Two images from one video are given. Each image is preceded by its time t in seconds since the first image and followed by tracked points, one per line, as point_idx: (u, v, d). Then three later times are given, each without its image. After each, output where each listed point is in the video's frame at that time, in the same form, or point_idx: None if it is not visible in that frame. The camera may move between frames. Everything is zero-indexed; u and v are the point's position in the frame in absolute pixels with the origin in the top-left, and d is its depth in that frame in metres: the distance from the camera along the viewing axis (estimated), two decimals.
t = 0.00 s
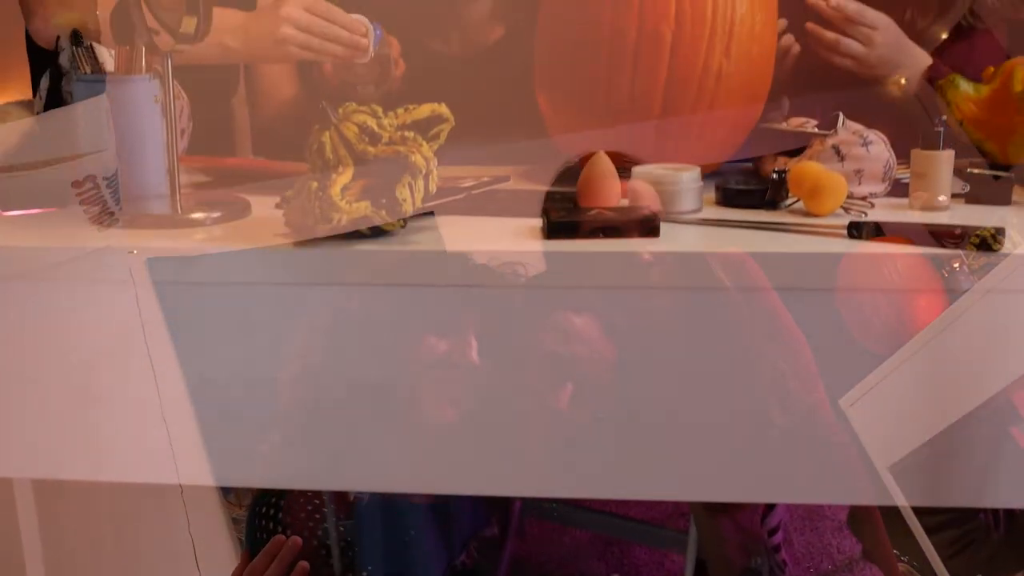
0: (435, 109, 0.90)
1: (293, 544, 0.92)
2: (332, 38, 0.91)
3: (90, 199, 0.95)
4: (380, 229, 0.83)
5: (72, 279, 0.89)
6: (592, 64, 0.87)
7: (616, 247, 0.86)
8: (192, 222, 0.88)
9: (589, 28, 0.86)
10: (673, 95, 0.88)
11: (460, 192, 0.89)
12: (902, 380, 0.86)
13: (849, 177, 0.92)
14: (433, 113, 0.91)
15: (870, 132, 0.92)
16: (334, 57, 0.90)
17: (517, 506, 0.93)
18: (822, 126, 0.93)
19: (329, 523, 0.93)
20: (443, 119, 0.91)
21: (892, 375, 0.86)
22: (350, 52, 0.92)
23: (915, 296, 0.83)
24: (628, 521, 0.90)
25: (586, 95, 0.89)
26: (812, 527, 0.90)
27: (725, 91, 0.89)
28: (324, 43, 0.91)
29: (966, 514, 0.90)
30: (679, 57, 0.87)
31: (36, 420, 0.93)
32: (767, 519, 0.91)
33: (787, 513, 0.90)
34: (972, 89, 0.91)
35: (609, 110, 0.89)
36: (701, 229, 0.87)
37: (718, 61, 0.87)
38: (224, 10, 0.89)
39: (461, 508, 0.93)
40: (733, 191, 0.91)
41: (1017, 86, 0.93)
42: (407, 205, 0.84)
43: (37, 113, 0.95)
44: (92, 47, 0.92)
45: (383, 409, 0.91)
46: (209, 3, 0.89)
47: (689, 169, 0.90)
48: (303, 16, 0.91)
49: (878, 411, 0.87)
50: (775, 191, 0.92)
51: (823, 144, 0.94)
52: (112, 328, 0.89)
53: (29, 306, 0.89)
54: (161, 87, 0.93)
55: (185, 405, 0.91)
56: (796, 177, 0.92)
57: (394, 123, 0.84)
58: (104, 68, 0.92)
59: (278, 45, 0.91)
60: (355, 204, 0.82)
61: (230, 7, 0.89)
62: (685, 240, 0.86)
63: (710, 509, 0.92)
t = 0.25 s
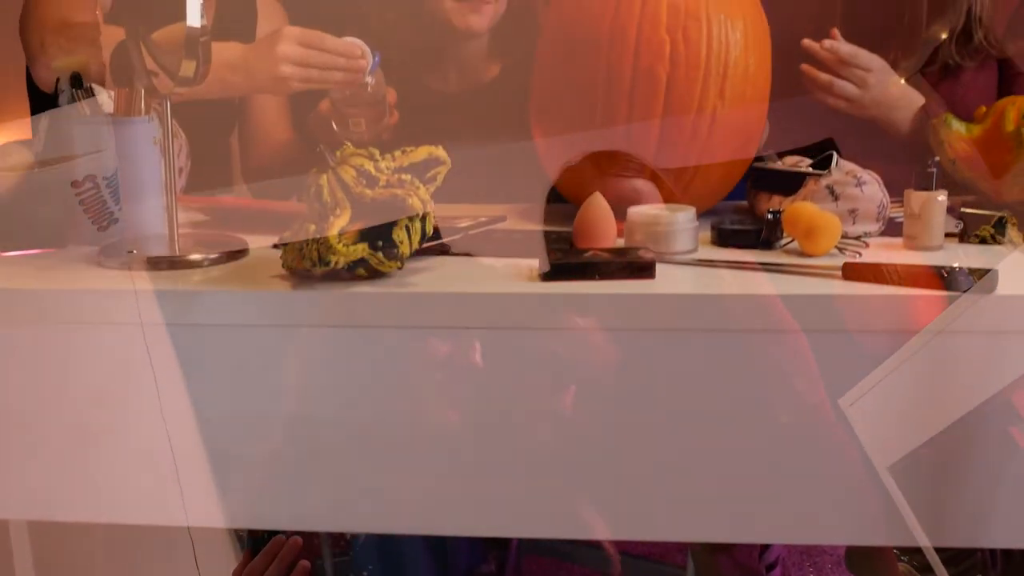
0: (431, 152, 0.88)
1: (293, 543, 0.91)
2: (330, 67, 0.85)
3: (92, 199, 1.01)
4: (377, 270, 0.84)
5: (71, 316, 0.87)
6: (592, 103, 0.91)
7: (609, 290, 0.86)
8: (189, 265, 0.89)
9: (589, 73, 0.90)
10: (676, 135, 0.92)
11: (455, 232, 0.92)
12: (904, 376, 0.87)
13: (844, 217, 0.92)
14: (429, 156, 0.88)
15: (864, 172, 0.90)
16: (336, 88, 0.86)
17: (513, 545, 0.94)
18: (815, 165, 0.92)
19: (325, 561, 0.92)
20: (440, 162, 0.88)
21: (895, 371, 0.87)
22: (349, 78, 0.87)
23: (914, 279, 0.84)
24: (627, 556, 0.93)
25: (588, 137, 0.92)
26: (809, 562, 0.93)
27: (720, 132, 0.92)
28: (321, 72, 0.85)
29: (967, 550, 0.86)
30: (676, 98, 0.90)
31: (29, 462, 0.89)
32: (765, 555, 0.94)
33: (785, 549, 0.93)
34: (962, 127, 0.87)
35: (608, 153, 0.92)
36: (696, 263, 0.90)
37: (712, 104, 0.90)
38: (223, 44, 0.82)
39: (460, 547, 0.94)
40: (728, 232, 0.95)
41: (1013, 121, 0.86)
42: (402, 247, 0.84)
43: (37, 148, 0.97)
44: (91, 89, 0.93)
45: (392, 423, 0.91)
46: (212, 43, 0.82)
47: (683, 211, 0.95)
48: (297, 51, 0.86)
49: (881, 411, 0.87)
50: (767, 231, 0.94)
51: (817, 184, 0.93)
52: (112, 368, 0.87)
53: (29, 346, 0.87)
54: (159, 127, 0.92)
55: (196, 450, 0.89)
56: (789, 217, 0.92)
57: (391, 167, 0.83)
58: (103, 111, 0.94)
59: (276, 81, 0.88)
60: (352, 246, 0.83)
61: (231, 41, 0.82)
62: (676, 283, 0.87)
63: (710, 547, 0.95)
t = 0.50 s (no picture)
0: (424, 190, 0.85)
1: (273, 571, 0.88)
2: (318, 111, 0.92)
3: (90, 198, 0.98)
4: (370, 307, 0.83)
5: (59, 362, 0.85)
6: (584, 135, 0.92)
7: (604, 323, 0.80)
8: (180, 301, 0.88)
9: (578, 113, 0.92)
10: (667, 169, 0.93)
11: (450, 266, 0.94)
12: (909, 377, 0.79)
13: (834, 249, 0.92)
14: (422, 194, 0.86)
15: (852, 206, 0.93)
16: (325, 128, 0.92)
17: None
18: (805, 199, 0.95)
19: None
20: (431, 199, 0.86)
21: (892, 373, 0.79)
22: (340, 121, 0.94)
23: (908, 308, 0.80)
24: None
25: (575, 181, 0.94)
26: None
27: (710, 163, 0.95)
28: (312, 115, 0.92)
29: None
30: (665, 130, 0.91)
31: (21, 498, 0.87)
32: None
33: None
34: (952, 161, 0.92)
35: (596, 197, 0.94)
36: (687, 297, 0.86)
37: (702, 138, 0.93)
38: (217, 86, 0.85)
39: None
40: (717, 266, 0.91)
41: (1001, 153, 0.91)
42: (394, 284, 0.84)
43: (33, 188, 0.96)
44: (84, 124, 0.93)
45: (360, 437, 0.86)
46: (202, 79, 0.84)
47: (674, 246, 0.90)
48: (292, 92, 0.91)
49: (880, 413, 0.80)
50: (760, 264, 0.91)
51: (806, 217, 0.94)
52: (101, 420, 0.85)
53: (21, 380, 0.84)
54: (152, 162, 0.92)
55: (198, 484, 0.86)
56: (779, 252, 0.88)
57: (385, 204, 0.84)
58: (96, 146, 0.93)
59: (268, 123, 0.91)
60: (343, 283, 0.81)
61: (223, 84, 0.86)
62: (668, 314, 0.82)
63: None
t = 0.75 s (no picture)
0: (422, 232, 0.89)
1: None
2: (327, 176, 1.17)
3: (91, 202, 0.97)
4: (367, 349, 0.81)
5: (68, 400, 0.80)
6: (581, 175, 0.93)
7: (599, 365, 0.80)
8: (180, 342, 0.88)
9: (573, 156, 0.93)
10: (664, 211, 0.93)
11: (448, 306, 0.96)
12: (909, 412, 0.75)
13: (831, 291, 0.90)
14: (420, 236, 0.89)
15: (848, 248, 0.94)
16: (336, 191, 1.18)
17: None
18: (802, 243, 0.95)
19: None
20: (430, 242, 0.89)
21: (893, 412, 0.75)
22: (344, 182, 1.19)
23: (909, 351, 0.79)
24: None
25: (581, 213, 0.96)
26: None
27: (707, 207, 0.95)
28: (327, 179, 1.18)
29: None
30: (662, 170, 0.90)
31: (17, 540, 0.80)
32: None
33: None
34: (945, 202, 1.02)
35: (599, 231, 0.95)
36: (681, 338, 0.85)
37: (699, 180, 0.93)
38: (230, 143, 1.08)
39: None
40: (713, 308, 0.91)
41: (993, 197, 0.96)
42: (393, 326, 0.83)
43: (32, 231, 0.97)
44: (88, 168, 0.97)
45: (337, 485, 0.80)
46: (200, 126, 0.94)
47: (672, 287, 0.91)
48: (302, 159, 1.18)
49: (885, 415, 0.75)
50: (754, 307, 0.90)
51: (801, 259, 0.93)
52: (99, 457, 0.79)
53: (20, 421, 0.79)
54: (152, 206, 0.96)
55: (204, 516, 0.79)
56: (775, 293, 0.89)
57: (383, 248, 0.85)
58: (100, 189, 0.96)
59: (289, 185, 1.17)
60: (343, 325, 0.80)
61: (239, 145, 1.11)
62: (663, 356, 0.81)
63: None
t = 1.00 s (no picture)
0: (420, 268, 0.88)
1: None
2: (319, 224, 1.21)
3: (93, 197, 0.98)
4: (365, 384, 0.82)
5: (68, 434, 0.81)
6: (577, 209, 0.93)
7: (598, 402, 0.79)
8: (179, 376, 0.88)
9: (572, 186, 0.94)
10: (661, 243, 0.93)
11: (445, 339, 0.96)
12: (908, 447, 0.75)
13: (826, 324, 0.90)
14: (417, 273, 0.88)
15: (844, 282, 0.94)
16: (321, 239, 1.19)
17: None
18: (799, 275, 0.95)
19: None
20: (428, 277, 0.88)
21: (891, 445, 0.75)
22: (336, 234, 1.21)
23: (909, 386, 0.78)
24: None
25: (575, 247, 0.96)
26: None
27: (703, 241, 0.95)
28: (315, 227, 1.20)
29: None
30: (657, 206, 0.91)
31: None
32: None
33: None
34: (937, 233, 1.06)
35: (596, 264, 0.95)
36: (679, 373, 0.86)
37: (696, 214, 0.93)
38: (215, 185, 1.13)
39: None
40: (712, 340, 0.92)
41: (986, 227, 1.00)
42: (391, 361, 0.83)
43: (32, 264, 0.99)
44: (86, 201, 0.97)
45: (331, 520, 0.80)
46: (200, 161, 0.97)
47: (669, 321, 0.90)
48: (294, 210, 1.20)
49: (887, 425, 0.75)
50: (750, 340, 0.90)
51: (799, 292, 0.92)
52: (99, 489, 0.80)
53: (23, 455, 0.80)
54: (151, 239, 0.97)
55: (207, 543, 0.80)
56: (771, 327, 0.89)
57: (381, 283, 0.85)
58: (97, 222, 0.96)
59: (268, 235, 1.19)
60: (340, 361, 0.80)
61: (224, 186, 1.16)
62: (662, 390, 0.82)
63: None
